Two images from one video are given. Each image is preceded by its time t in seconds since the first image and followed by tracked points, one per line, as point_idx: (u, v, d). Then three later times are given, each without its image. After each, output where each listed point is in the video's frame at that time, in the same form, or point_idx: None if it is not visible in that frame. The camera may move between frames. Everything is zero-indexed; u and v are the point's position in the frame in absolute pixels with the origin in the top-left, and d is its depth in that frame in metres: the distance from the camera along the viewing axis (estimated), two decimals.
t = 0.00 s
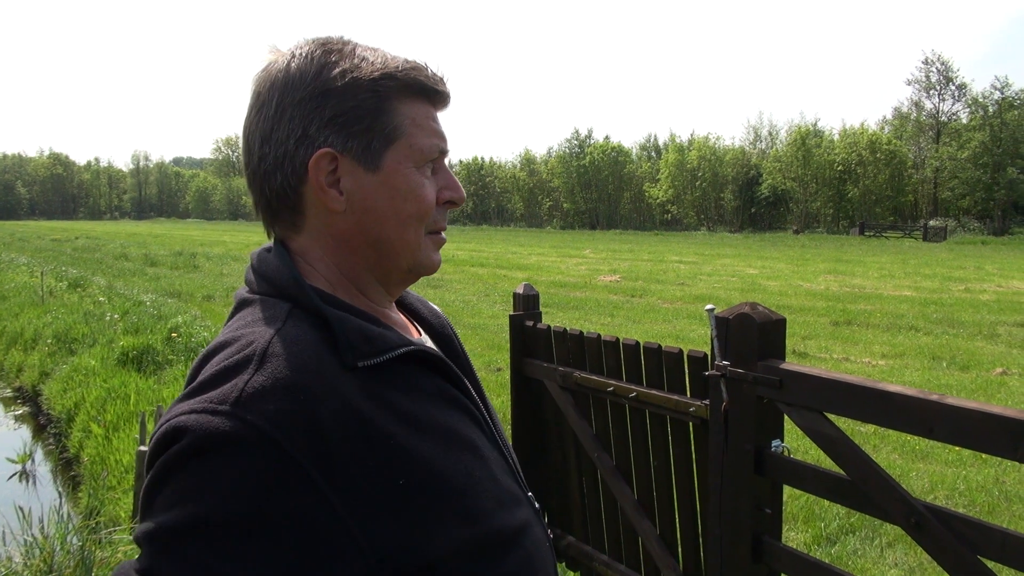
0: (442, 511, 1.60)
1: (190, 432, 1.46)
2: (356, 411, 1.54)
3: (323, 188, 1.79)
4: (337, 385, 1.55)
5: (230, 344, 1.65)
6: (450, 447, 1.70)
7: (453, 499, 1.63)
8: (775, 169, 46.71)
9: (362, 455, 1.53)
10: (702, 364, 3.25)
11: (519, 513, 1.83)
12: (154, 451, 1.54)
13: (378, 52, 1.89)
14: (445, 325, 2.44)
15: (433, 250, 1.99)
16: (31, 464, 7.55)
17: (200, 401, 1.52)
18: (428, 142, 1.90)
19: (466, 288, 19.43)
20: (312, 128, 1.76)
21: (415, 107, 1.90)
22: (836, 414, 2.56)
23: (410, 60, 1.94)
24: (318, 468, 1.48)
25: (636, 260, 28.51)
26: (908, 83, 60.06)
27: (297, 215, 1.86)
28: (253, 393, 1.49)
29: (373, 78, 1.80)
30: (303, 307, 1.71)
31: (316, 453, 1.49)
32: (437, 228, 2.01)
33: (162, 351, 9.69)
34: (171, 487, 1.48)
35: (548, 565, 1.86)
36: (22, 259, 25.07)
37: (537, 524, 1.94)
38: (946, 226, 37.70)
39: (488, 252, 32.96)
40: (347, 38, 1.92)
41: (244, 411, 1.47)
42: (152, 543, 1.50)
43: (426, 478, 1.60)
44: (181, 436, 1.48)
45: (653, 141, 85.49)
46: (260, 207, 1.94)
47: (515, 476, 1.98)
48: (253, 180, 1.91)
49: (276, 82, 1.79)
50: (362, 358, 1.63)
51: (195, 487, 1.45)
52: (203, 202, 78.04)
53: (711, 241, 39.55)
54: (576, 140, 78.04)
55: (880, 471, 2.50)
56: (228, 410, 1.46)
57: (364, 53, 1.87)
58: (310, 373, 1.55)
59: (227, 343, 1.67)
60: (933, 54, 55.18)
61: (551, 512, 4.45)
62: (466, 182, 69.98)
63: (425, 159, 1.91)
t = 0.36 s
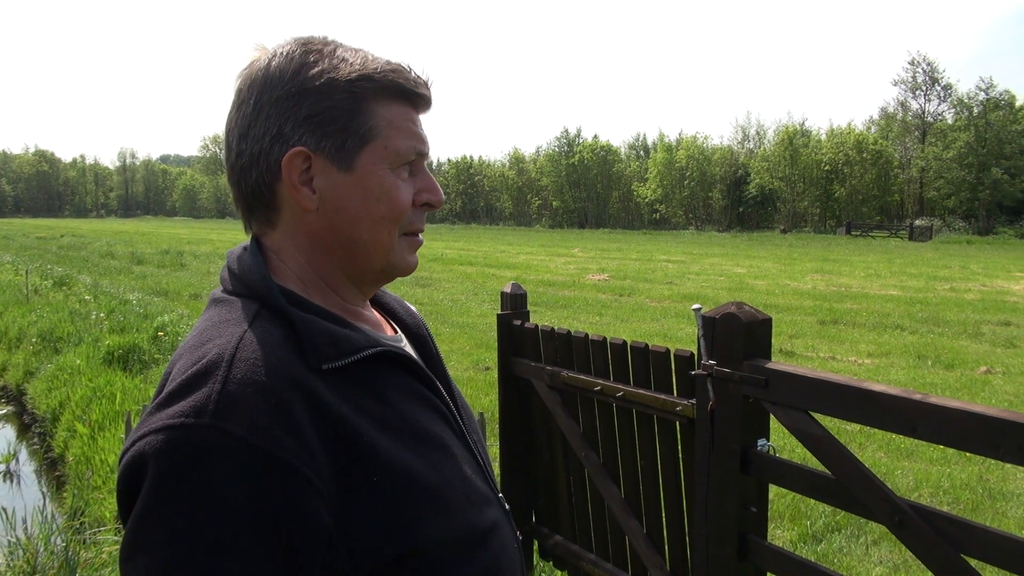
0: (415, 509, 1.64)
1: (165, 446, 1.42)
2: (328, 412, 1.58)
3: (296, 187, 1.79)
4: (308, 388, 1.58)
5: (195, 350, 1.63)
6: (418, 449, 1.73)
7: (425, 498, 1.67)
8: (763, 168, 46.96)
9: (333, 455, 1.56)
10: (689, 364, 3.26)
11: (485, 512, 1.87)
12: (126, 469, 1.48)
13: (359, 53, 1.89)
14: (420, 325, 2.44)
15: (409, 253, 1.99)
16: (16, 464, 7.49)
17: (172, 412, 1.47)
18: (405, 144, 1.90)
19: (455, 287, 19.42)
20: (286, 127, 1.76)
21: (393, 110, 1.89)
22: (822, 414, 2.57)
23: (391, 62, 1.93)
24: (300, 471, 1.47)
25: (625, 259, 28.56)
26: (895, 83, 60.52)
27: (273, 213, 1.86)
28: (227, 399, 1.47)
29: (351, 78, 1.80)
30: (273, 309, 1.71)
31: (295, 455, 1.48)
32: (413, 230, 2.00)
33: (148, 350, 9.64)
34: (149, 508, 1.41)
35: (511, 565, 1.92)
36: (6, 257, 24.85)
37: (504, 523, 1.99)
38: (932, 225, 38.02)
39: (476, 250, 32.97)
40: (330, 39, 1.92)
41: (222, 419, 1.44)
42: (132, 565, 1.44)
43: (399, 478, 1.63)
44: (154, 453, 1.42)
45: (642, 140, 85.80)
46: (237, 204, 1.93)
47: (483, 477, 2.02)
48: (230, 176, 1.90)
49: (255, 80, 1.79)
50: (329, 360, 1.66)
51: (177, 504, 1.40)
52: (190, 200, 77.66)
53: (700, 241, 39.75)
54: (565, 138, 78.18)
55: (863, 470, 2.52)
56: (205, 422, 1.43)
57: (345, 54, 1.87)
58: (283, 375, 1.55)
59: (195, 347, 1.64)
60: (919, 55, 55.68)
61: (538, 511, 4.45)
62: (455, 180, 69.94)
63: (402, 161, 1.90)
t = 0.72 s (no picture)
0: (399, 504, 1.64)
1: (148, 434, 1.43)
2: (310, 407, 1.58)
3: (276, 181, 1.80)
4: (291, 382, 1.58)
5: (181, 340, 1.64)
6: (403, 447, 1.72)
7: (407, 495, 1.66)
8: (757, 168, 47.07)
9: (315, 448, 1.56)
10: (683, 362, 3.26)
11: (472, 514, 1.86)
12: (110, 455, 1.49)
13: (348, 51, 1.89)
14: (416, 325, 2.43)
15: (395, 253, 1.96)
16: (7, 462, 7.47)
17: (155, 401, 1.48)
18: (389, 142, 1.87)
19: (449, 286, 19.42)
20: (268, 122, 1.78)
21: (378, 107, 1.87)
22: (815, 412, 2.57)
23: (380, 58, 1.91)
24: (281, 462, 1.47)
25: (619, 258, 28.59)
26: (888, 83, 60.70)
27: (260, 206, 1.88)
28: (207, 389, 1.48)
29: (332, 75, 1.80)
30: (258, 303, 1.72)
31: (274, 446, 1.48)
32: (400, 230, 1.97)
33: (141, 349, 9.61)
34: (130, 495, 1.42)
35: (499, 568, 1.90)
36: None
37: (492, 523, 1.98)
38: (925, 225, 38.16)
39: (471, 249, 33.00)
40: (324, 37, 1.93)
41: (202, 409, 1.45)
42: (115, 553, 1.44)
43: (382, 473, 1.63)
44: (136, 440, 1.44)
45: (636, 139, 85.88)
46: (231, 197, 1.97)
47: (472, 477, 2.01)
48: (224, 170, 1.94)
49: (245, 76, 1.83)
50: (313, 355, 1.65)
51: (160, 493, 1.41)
52: (184, 199, 77.39)
53: (694, 240, 39.84)
54: (560, 138, 78.20)
55: (857, 469, 2.52)
56: (185, 410, 1.44)
57: (333, 51, 1.87)
58: (266, 367, 1.56)
59: (182, 338, 1.66)
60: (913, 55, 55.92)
61: (532, 510, 4.45)
62: (450, 179, 69.89)
63: (385, 159, 1.87)
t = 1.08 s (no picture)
0: (404, 505, 1.64)
1: (155, 437, 1.43)
2: (314, 409, 1.58)
3: (269, 181, 1.84)
4: (296, 384, 1.57)
5: (188, 344, 1.64)
6: (406, 447, 1.72)
7: (412, 496, 1.67)
8: (759, 166, 47.02)
9: (320, 448, 1.56)
10: (684, 362, 3.26)
11: (476, 513, 1.86)
12: (117, 456, 1.49)
13: (341, 49, 1.88)
14: (422, 324, 2.42)
15: (393, 250, 1.94)
16: (9, 461, 7.48)
17: (162, 403, 1.47)
18: (376, 136, 1.85)
19: (450, 285, 19.42)
20: (261, 123, 1.82)
21: (367, 102, 1.86)
22: (816, 412, 2.58)
23: (372, 54, 1.89)
24: (286, 465, 1.47)
25: (619, 257, 28.56)
26: (890, 82, 60.64)
27: (262, 207, 1.91)
28: (214, 392, 1.47)
29: (318, 71, 1.80)
30: (263, 304, 1.73)
31: (279, 447, 1.48)
32: (397, 228, 1.94)
33: (142, 348, 9.62)
34: (137, 498, 1.42)
35: (502, 567, 1.91)
36: None
37: (497, 521, 1.99)
38: (926, 224, 38.14)
39: (472, 248, 33.01)
40: (321, 35, 1.94)
41: (208, 412, 1.45)
42: (124, 555, 1.44)
43: (388, 474, 1.63)
44: (143, 444, 1.43)
45: (637, 138, 85.85)
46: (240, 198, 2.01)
47: (477, 475, 2.01)
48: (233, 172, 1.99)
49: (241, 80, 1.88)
50: (318, 357, 1.65)
51: (168, 496, 1.41)
52: (184, 197, 77.25)
53: (695, 239, 39.88)
54: (561, 137, 78.17)
55: (857, 468, 2.52)
56: (192, 414, 1.44)
57: (324, 49, 1.87)
58: (273, 370, 1.56)
59: (189, 340, 1.66)
60: (914, 55, 55.90)
61: (533, 510, 4.46)
62: (451, 177, 69.87)
63: (374, 153, 1.85)
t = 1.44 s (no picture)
0: (389, 508, 1.64)
1: (141, 434, 1.45)
2: (300, 408, 1.58)
3: (266, 184, 1.86)
4: (282, 384, 1.58)
5: (179, 342, 1.67)
6: (396, 450, 1.71)
7: (402, 498, 1.66)
8: (761, 166, 46.97)
9: (305, 449, 1.57)
10: (685, 362, 3.26)
11: (469, 516, 1.85)
12: (107, 451, 1.52)
13: (337, 52, 1.89)
14: (423, 325, 2.41)
15: (391, 250, 1.93)
16: (12, 461, 7.51)
17: (150, 399, 1.51)
18: (369, 138, 1.84)
19: (452, 285, 19.41)
20: (257, 128, 1.85)
21: (360, 105, 1.85)
22: (817, 411, 2.58)
23: (366, 56, 1.89)
24: (268, 464, 1.48)
25: (622, 257, 28.53)
26: (892, 82, 60.60)
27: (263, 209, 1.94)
28: (198, 390, 1.50)
29: (310, 75, 1.81)
30: (255, 304, 1.74)
31: (262, 448, 1.49)
32: (393, 229, 1.93)
33: (145, 347, 9.63)
34: (123, 493, 1.45)
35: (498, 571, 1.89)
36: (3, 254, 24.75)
37: (493, 526, 1.97)
38: (929, 224, 38.11)
39: (474, 248, 33.02)
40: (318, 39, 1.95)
41: (192, 408, 1.47)
42: (111, 551, 1.47)
43: (373, 477, 1.62)
44: (130, 439, 1.46)
45: (639, 138, 85.79)
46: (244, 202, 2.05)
47: (473, 478, 2.00)
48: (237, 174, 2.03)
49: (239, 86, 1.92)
50: (304, 357, 1.65)
51: (150, 491, 1.43)
52: (187, 197, 77.26)
53: (698, 238, 39.84)
54: (563, 137, 78.15)
55: (859, 468, 2.52)
56: (177, 411, 1.46)
57: (319, 52, 1.88)
58: (258, 370, 1.57)
59: (181, 339, 1.69)
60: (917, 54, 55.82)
61: (536, 510, 4.46)
62: (453, 177, 69.86)
63: (367, 155, 1.85)
